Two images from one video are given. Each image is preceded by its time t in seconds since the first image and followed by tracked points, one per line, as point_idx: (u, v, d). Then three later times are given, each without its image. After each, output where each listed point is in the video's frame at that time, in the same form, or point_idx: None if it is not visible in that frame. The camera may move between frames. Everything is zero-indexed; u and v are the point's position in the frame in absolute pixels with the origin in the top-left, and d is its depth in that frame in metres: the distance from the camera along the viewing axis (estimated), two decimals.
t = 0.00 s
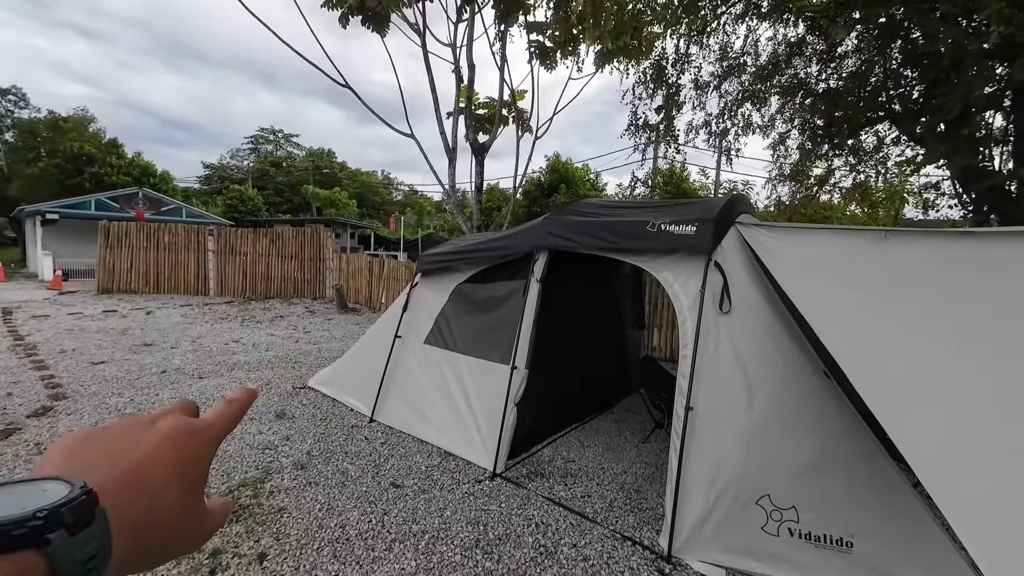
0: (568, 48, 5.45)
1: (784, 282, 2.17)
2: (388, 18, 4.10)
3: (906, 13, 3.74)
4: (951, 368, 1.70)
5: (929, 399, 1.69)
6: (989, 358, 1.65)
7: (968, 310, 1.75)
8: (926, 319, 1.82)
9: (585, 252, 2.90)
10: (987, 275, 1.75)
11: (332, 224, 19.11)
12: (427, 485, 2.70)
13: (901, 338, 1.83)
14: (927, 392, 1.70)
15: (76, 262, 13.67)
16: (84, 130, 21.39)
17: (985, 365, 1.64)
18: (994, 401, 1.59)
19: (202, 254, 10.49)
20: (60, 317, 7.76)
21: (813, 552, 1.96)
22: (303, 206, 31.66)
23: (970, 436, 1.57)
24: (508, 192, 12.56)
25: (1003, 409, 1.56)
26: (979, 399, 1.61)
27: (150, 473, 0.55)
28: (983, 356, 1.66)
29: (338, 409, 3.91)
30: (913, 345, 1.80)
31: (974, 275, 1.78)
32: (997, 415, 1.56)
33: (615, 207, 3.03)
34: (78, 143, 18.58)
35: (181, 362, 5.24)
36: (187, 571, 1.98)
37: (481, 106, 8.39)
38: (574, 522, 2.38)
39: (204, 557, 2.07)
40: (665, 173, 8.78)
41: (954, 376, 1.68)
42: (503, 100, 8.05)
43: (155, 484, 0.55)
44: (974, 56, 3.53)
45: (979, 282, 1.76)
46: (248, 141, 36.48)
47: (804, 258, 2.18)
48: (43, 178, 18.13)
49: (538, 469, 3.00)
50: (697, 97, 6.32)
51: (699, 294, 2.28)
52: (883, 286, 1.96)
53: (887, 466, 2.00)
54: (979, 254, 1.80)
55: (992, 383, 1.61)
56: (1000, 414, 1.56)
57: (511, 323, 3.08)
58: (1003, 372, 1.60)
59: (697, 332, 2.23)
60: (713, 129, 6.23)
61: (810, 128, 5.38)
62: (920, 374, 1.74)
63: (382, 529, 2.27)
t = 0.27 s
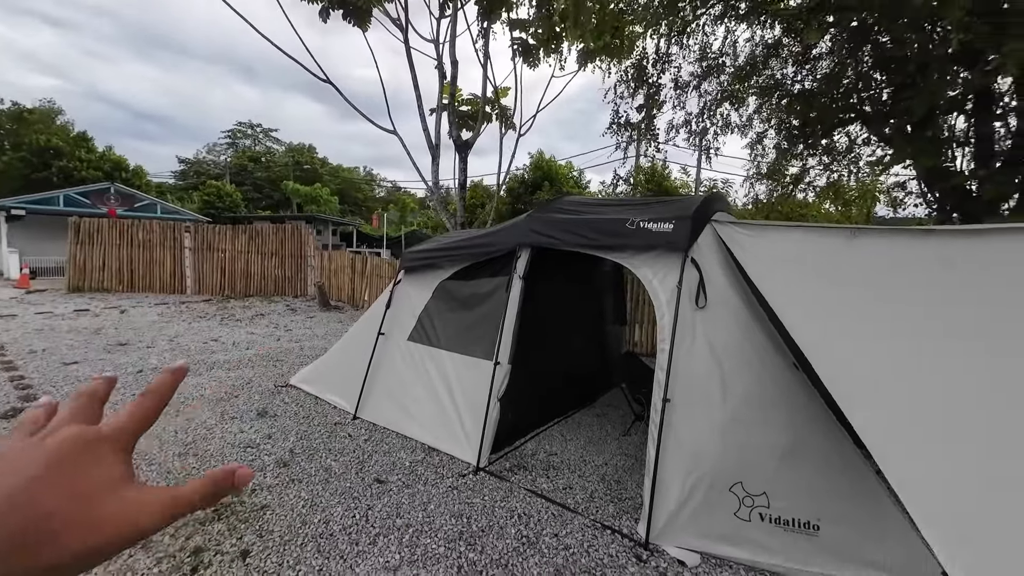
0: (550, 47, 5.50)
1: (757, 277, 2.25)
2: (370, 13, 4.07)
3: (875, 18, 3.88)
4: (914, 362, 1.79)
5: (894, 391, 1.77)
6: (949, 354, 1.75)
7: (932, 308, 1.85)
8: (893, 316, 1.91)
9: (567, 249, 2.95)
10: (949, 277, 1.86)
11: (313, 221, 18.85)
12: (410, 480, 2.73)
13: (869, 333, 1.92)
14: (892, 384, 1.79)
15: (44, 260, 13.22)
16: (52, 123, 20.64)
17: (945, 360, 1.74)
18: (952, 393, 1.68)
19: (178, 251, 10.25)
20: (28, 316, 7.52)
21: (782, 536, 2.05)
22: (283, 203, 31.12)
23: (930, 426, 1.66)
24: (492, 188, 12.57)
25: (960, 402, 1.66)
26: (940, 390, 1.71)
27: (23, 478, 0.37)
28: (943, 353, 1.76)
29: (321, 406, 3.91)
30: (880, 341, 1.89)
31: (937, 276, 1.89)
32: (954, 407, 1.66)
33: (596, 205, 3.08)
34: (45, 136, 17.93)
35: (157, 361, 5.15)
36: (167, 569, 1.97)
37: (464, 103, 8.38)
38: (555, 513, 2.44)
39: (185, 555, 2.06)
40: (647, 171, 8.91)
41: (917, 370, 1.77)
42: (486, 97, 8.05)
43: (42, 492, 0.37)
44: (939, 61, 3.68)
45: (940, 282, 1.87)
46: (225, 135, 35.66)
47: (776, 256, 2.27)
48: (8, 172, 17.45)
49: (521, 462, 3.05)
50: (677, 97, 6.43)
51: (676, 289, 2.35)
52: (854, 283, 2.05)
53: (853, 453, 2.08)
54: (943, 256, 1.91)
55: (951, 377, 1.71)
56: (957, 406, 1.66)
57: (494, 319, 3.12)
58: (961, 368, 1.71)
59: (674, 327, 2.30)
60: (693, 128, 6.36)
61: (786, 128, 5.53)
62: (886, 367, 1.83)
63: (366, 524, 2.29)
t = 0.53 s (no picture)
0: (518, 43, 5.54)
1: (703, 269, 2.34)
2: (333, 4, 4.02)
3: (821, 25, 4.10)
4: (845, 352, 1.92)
5: (826, 380, 1.89)
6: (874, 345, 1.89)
7: (861, 302, 1.99)
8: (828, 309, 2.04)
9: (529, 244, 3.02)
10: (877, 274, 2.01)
11: (278, 215, 18.33)
12: (374, 473, 2.75)
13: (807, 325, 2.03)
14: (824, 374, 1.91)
15: None
16: None
17: (871, 352, 1.89)
18: (876, 382, 1.83)
19: (132, 246, 9.79)
20: None
21: (725, 512, 2.19)
22: (246, 196, 30.09)
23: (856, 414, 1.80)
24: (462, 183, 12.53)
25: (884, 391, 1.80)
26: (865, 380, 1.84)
27: (29, 471, 0.39)
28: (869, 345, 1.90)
29: (284, 403, 3.87)
30: (816, 332, 2.01)
31: (866, 273, 2.03)
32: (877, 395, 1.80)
33: (558, 200, 3.16)
34: None
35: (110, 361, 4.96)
36: (120, 568, 1.94)
37: (432, 97, 8.32)
38: (516, 499, 2.52)
39: (140, 553, 2.03)
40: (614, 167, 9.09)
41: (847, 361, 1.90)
42: (454, 91, 8.03)
43: (44, 485, 0.39)
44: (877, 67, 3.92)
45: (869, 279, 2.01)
46: (183, 126, 34.15)
47: (722, 249, 2.37)
48: None
49: (484, 452, 3.12)
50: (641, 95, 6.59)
51: (628, 283, 2.46)
52: (793, 277, 2.16)
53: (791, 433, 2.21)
54: (872, 254, 2.06)
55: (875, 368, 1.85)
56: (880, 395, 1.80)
57: (458, 313, 3.16)
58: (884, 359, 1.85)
59: (627, 319, 2.40)
60: (657, 127, 6.52)
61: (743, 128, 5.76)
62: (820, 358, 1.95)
63: (327, 516, 2.31)
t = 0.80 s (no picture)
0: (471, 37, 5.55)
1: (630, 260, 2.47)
2: None
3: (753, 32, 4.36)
4: (753, 333, 2.00)
5: (735, 359, 1.97)
6: (780, 326, 1.97)
7: (771, 286, 2.07)
8: (741, 292, 2.11)
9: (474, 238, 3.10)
10: (786, 261, 2.11)
11: (226, 208, 17.51)
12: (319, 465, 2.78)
13: (721, 307, 2.10)
14: (733, 353, 1.99)
15: None
16: None
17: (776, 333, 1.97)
18: (778, 361, 1.91)
19: (61, 240, 9.09)
20: None
21: (652, 485, 2.38)
22: (191, 187, 28.50)
23: (759, 390, 1.88)
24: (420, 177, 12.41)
25: (785, 368, 1.88)
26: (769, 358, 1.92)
27: (128, 495, 0.40)
28: (776, 325, 1.98)
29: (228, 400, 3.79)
30: (729, 314, 2.08)
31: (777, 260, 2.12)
32: (778, 373, 1.88)
33: (503, 195, 3.25)
34: None
35: (35, 361, 4.66)
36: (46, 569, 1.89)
37: (387, 89, 8.22)
38: (460, 483, 2.62)
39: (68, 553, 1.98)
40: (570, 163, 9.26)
41: (755, 340, 1.98)
42: (409, 84, 7.95)
43: (143, 504, 0.39)
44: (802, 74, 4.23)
45: (779, 265, 2.11)
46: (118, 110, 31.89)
47: (646, 240, 2.48)
48: None
49: (433, 441, 3.20)
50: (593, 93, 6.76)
51: (566, 275, 2.58)
52: (712, 263, 2.24)
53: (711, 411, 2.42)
54: (782, 242, 2.16)
55: (779, 347, 1.93)
56: (781, 372, 1.88)
57: (405, 306, 3.20)
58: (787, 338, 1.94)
59: (563, 310, 2.52)
60: (610, 124, 6.67)
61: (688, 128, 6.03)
62: (730, 339, 2.02)
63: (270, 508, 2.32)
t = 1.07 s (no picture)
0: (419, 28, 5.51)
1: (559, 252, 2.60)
2: None
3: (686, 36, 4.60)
4: (662, 317, 2.16)
5: (644, 341, 2.13)
6: (685, 310, 2.14)
7: (680, 274, 2.24)
8: (654, 280, 2.27)
9: (414, 231, 3.15)
10: (694, 251, 2.28)
11: (162, 198, 16.45)
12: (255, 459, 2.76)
13: (635, 294, 2.26)
14: (643, 336, 2.14)
15: None
16: None
17: (682, 317, 2.13)
18: (682, 343, 2.07)
19: None
20: None
21: (579, 463, 2.54)
22: (121, 176, 26.52)
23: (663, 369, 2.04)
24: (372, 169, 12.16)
25: (687, 348, 2.05)
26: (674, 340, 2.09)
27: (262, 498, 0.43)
28: (681, 310, 2.15)
29: (159, 398, 3.66)
30: (642, 300, 2.23)
31: (687, 250, 2.30)
32: (680, 353, 2.05)
33: (444, 189, 3.30)
34: None
35: None
36: None
37: (334, 78, 8.03)
38: (398, 470, 2.69)
39: None
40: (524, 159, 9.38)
41: (663, 324, 2.14)
42: (357, 73, 7.79)
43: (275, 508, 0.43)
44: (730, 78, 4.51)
45: (688, 255, 2.28)
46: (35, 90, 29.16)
47: (575, 233, 2.62)
48: None
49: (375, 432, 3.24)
50: (542, 89, 6.89)
51: (499, 266, 2.68)
52: (630, 254, 2.39)
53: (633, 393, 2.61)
54: (692, 234, 2.33)
55: (683, 330, 2.10)
56: (682, 352, 2.05)
57: (344, 299, 3.20)
58: (690, 322, 2.11)
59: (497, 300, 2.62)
60: (559, 121, 6.80)
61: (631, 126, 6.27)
62: (641, 323, 2.18)
63: (200, 502, 2.30)
